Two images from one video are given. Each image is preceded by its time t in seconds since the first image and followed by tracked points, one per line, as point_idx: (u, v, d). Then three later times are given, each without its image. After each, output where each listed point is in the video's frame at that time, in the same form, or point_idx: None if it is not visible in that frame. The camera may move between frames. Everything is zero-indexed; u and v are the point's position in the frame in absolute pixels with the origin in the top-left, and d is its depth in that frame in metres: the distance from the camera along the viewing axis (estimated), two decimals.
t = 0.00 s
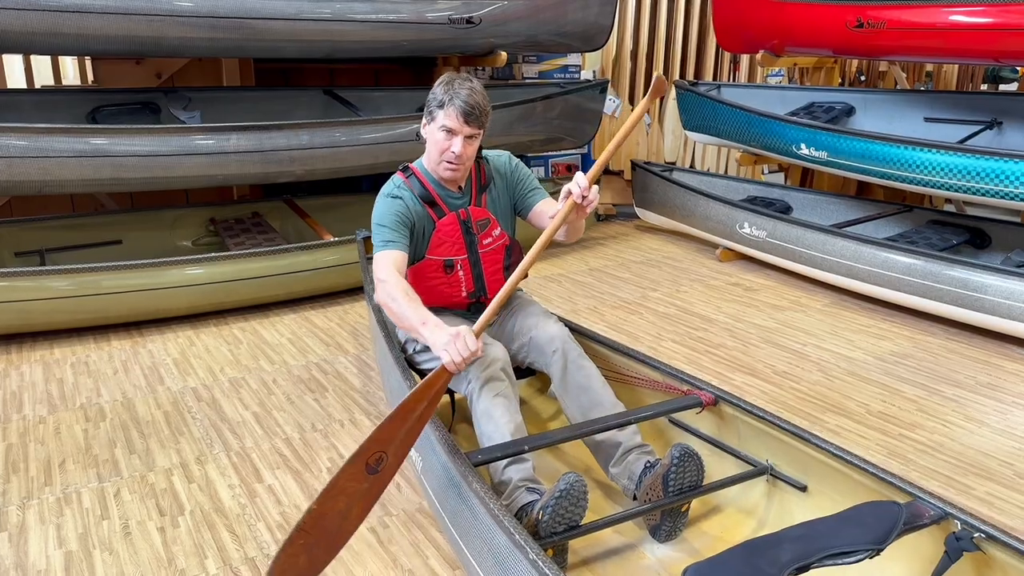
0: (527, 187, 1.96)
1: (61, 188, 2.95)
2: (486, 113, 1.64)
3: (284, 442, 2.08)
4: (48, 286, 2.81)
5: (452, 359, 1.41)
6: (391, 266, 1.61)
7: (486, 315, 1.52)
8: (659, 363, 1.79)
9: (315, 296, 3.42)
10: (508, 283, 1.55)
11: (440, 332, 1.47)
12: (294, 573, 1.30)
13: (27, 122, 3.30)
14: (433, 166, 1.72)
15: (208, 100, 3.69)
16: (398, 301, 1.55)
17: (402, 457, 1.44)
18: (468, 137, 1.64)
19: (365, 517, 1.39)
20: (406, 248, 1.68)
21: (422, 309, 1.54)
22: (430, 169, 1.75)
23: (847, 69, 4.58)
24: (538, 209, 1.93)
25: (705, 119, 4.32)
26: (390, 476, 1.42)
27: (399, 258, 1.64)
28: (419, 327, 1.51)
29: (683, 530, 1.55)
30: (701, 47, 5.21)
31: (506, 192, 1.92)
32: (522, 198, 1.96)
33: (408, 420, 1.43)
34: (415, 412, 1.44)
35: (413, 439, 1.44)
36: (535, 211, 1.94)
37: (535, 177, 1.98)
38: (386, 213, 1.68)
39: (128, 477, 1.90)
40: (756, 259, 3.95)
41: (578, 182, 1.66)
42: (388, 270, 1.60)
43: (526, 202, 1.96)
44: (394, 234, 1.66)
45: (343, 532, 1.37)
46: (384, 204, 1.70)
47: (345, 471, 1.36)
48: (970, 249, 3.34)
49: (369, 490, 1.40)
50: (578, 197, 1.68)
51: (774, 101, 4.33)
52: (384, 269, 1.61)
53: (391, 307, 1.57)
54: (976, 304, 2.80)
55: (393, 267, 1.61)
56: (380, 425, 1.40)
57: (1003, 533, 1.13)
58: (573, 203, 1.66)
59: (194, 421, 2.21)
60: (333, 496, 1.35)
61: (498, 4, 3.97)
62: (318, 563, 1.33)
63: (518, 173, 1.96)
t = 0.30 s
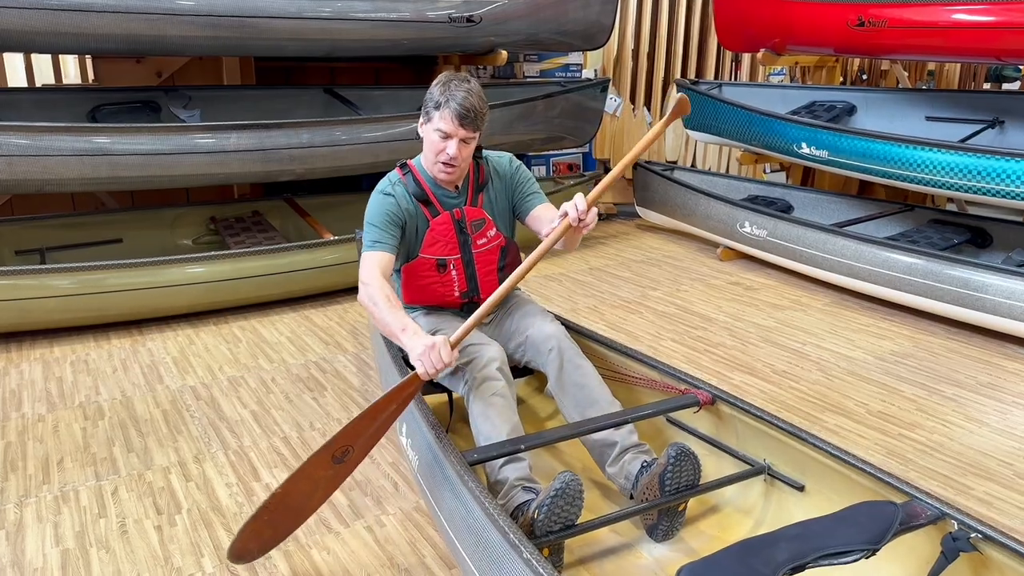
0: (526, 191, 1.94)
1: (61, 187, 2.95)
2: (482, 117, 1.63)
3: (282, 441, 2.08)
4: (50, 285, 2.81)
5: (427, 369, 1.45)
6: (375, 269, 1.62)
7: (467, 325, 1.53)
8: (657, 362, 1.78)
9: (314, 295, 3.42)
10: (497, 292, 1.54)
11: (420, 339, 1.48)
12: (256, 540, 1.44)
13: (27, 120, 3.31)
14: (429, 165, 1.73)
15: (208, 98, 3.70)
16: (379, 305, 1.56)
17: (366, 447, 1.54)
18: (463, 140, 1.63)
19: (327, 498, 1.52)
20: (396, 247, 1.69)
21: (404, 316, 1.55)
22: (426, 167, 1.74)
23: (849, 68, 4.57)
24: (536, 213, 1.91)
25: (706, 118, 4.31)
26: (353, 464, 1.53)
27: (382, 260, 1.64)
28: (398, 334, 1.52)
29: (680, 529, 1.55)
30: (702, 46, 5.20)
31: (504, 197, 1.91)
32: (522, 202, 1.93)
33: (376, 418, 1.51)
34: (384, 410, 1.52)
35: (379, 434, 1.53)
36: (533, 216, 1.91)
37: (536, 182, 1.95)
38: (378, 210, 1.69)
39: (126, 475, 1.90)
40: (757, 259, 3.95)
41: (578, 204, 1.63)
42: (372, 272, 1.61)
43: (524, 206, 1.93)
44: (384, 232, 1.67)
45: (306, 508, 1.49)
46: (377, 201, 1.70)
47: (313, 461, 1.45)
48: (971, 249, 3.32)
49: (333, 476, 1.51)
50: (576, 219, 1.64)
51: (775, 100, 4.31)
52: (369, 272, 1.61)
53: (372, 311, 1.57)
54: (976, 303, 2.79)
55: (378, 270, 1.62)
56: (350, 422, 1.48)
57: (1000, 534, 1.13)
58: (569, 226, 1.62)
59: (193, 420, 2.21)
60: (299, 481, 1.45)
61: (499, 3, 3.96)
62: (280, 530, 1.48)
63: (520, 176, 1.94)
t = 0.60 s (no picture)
0: (526, 195, 1.91)
1: (63, 186, 2.96)
2: (479, 116, 1.63)
3: (283, 440, 2.09)
4: (55, 284, 2.82)
5: (403, 375, 1.49)
6: (364, 271, 1.66)
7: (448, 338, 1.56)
8: (656, 363, 1.78)
9: (316, 294, 3.43)
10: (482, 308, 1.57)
11: (398, 347, 1.51)
12: (236, 507, 1.63)
13: (29, 120, 3.33)
14: (427, 163, 1.73)
15: (211, 98, 3.71)
16: (363, 309, 1.60)
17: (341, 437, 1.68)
18: (460, 139, 1.63)
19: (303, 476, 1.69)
20: (387, 248, 1.71)
21: (386, 322, 1.59)
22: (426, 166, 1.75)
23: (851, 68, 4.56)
24: (534, 221, 1.88)
25: (708, 118, 4.30)
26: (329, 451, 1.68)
27: (370, 263, 1.68)
28: (377, 339, 1.56)
29: (678, 529, 1.55)
30: (704, 46, 5.19)
31: (502, 201, 1.89)
32: (521, 206, 1.91)
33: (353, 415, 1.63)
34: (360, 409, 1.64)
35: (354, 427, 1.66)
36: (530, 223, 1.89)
37: (537, 188, 1.93)
38: (374, 209, 1.70)
39: (127, 474, 1.91)
40: (758, 259, 3.94)
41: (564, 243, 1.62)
42: (360, 275, 1.65)
43: (522, 211, 1.91)
44: (378, 230, 1.69)
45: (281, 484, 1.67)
46: (373, 200, 1.72)
47: (290, 449, 1.61)
48: (973, 249, 3.32)
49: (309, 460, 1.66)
50: (560, 253, 1.62)
51: (777, 100, 4.30)
52: (357, 273, 1.65)
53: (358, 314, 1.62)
54: (978, 304, 2.79)
55: (366, 273, 1.65)
56: (326, 419, 1.61)
57: (996, 535, 1.13)
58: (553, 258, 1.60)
59: (194, 419, 2.22)
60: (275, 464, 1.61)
61: (501, 3, 3.96)
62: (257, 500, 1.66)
63: (523, 180, 1.92)
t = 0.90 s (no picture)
0: (524, 201, 1.91)
1: (67, 186, 2.97)
2: (477, 115, 1.64)
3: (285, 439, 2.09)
4: (60, 283, 2.83)
5: (379, 374, 1.55)
6: (350, 271, 1.71)
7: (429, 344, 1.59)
8: (657, 363, 1.79)
9: (319, 293, 3.44)
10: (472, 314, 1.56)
11: (375, 348, 1.57)
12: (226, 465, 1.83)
13: (34, 120, 3.34)
14: (427, 163, 1.74)
15: (214, 98, 3.72)
16: (344, 307, 1.65)
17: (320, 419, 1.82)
18: (458, 138, 1.64)
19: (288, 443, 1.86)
20: (377, 247, 1.76)
21: (367, 322, 1.64)
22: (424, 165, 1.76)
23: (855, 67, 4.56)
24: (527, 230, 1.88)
25: (710, 117, 4.30)
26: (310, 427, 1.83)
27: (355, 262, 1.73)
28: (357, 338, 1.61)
29: (678, 529, 1.55)
30: (707, 45, 5.19)
31: (497, 204, 1.90)
32: (517, 211, 1.91)
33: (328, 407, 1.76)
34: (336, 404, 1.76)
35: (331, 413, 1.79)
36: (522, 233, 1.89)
37: (536, 193, 1.92)
38: (368, 209, 1.74)
39: (130, 473, 1.92)
40: (761, 258, 3.94)
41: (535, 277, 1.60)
42: (346, 274, 1.71)
43: (518, 214, 1.91)
44: (372, 226, 1.74)
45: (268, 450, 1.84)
46: (369, 199, 1.75)
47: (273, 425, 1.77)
48: (976, 249, 3.31)
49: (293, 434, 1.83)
50: (531, 287, 1.61)
51: (780, 99, 4.28)
52: (343, 272, 1.71)
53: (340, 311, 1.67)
54: (980, 304, 2.79)
55: (353, 272, 1.71)
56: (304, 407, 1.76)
57: (994, 536, 1.13)
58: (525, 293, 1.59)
59: (196, 418, 2.23)
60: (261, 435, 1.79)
61: (503, 3, 3.97)
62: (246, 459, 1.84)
63: (523, 183, 1.91)
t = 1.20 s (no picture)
0: (518, 202, 1.88)
1: (71, 184, 2.99)
2: (468, 107, 1.67)
3: (286, 436, 2.11)
4: (64, 281, 2.84)
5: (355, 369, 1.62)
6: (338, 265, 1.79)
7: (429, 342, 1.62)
8: (656, 361, 1.79)
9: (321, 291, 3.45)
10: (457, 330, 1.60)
11: (354, 345, 1.64)
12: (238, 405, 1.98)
13: (38, 118, 3.36)
14: (421, 160, 1.75)
15: (217, 96, 3.73)
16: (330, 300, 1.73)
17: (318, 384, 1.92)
18: (451, 130, 1.66)
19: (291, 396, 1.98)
20: (367, 246, 1.83)
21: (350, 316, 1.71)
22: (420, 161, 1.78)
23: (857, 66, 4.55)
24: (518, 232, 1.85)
25: (712, 116, 4.30)
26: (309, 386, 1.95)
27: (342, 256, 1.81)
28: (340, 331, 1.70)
29: (675, 526, 1.56)
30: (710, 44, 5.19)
31: (490, 202, 1.87)
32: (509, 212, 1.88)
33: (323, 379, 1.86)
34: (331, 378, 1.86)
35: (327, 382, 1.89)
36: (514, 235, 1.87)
37: (531, 193, 1.89)
38: (361, 208, 1.80)
39: (132, 469, 1.93)
40: (762, 257, 3.94)
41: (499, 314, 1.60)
42: (334, 267, 1.79)
43: (509, 213, 1.87)
44: (366, 224, 1.81)
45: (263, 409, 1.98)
46: (363, 198, 1.80)
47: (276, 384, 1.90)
48: (978, 248, 3.31)
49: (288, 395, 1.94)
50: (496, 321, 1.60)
51: (783, 97, 4.27)
52: (332, 266, 1.79)
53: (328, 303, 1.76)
54: (981, 303, 2.78)
55: (340, 267, 1.79)
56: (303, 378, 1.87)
57: (990, 533, 1.13)
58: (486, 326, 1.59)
59: (198, 414, 2.24)
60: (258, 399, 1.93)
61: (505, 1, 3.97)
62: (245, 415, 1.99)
63: (517, 183, 1.88)
